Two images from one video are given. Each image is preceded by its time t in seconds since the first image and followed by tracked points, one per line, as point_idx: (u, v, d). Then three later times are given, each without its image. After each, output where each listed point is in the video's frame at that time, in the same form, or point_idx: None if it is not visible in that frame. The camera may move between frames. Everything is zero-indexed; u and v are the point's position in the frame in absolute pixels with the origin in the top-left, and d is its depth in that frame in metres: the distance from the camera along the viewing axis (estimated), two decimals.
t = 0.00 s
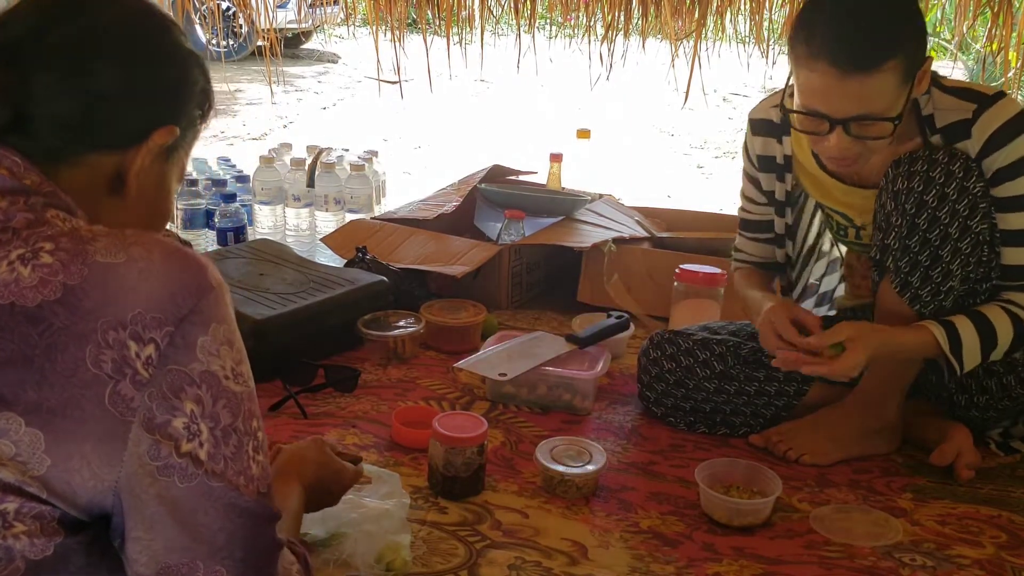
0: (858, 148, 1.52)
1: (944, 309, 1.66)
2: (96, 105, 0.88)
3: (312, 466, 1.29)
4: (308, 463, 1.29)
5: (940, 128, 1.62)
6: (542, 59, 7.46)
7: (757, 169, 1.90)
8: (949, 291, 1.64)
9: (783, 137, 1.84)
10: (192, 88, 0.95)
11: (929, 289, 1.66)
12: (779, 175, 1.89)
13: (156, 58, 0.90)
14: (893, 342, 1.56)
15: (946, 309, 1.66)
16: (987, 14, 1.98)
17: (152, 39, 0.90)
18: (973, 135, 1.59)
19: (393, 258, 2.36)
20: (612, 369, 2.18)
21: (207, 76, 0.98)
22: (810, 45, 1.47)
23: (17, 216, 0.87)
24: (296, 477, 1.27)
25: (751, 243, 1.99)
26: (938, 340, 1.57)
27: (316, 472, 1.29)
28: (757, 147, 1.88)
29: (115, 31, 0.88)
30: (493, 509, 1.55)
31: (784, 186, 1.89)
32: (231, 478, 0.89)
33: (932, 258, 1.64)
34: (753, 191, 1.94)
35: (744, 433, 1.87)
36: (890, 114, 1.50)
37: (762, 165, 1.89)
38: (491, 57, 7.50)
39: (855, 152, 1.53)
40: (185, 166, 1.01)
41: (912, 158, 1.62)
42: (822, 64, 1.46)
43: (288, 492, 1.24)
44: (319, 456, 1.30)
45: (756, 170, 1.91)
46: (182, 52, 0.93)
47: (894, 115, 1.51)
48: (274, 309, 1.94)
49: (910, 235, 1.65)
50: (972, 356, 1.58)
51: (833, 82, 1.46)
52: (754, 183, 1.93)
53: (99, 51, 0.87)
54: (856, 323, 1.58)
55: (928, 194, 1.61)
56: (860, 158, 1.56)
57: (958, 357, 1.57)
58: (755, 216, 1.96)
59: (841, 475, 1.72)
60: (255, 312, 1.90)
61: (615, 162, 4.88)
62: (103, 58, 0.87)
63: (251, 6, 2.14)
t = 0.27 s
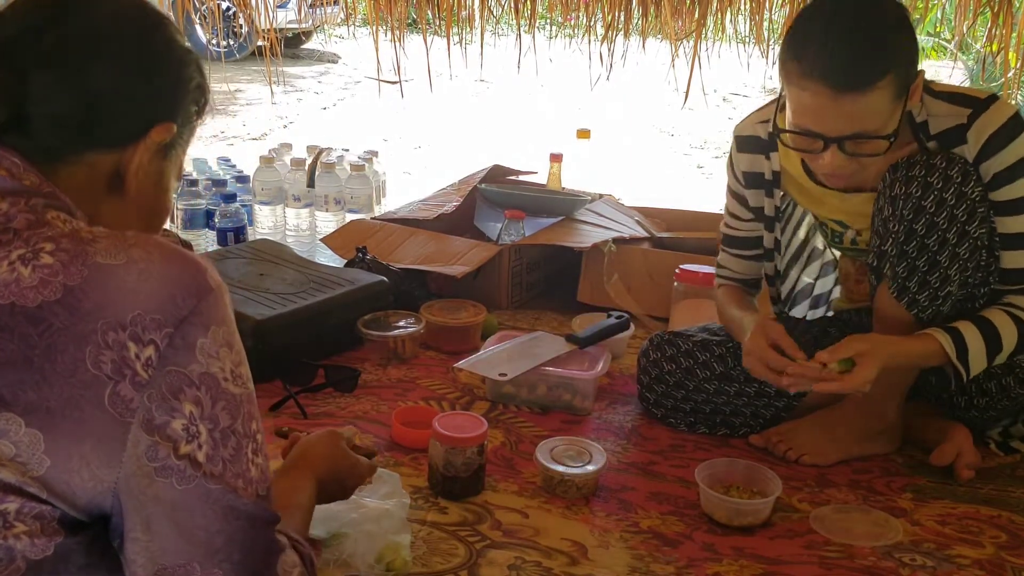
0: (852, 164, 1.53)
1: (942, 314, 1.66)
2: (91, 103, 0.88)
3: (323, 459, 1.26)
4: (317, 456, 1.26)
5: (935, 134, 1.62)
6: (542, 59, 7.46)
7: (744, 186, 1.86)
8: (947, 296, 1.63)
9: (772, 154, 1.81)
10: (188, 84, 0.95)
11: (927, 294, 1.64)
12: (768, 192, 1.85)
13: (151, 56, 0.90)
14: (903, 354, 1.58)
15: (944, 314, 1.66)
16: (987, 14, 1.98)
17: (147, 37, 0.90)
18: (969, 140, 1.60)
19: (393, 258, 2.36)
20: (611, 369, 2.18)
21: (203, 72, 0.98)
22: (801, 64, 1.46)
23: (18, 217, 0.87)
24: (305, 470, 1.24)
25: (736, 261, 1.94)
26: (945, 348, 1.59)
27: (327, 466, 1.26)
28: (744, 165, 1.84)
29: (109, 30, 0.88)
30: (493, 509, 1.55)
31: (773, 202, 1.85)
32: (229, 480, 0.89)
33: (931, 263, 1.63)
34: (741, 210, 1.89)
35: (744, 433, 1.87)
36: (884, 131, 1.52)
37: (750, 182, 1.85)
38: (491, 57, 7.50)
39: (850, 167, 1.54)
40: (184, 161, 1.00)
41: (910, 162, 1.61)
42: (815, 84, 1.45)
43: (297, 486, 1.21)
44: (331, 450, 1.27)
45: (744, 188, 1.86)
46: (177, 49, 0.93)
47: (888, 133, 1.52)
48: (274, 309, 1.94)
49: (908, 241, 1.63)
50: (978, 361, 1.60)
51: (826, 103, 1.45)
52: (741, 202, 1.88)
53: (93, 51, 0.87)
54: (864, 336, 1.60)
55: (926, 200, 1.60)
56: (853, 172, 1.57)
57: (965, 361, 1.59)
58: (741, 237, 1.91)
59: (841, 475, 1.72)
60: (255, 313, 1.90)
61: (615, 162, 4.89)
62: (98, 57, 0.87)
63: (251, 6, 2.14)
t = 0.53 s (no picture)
0: (849, 176, 1.53)
1: (942, 315, 1.66)
2: (81, 101, 0.87)
3: (333, 460, 1.24)
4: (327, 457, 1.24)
5: (933, 137, 1.63)
6: (542, 59, 7.46)
7: (738, 197, 1.83)
8: (949, 298, 1.63)
9: (765, 162, 1.79)
10: (183, 80, 0.94)
11: (927, 296, 1.64)
12: (762, 201, 1.83)
13: (144, 53, 0.90)
14: (913, 363, 1.58)
15: (944, 315, 1.66)
16: (987, 14, 1.98)
17: (139, 34, 0.89)
18: (968, 142, 1.61)
19: (393, 258, 2.36)
20: (611, 369, 2.18)
21: (197, 66, 0.97)
22: (793, 78, 1.46)
23: (15, 216, 0.87)
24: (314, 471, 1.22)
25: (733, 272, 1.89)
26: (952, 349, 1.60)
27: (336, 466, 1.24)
28: (738, 175, 1.81)
29: (100, 29, 0.88)
30: (493, 509, 1.55)
31: (768, 211, 1.84)
32: (228, 479, 0.89)
33: (932, 265, 1.62)
34: (735, 220, 1.86)
35: (744, 433, 1.87)
36: (879, 145, 1.52)
37: (744, 191, 1.83)
38: (490, 57, 7.50)
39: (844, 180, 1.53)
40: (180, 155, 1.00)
41: (910, 165, 1.61)
42: (808, 100, 1.45)
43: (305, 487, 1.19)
44: (341, 451, 1.25)
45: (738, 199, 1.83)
46: (170, 45, 0.92)
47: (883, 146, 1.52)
48: (274, 309, 1.94)
49: (909, 244, 1.63)
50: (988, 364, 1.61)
51: (818, 119, 1.45)
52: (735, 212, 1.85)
53: (84, 51, 0.87)
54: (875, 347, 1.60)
55: (926, 202, 1.60)
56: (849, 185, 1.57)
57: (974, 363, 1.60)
58: (738, 248, 1.88)
59: (841, 476, 1.72)
60: (255, 313, 1.90)
61: (615, 162, 4.89)
62: (90, 55, 0.87)
63: (251, 6, 2.14)
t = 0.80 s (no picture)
0: (842, 179, 1.52)
1: (941, 316, 1.66)
2: (75, 98, 0.87)
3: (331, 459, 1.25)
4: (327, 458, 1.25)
5: (929, 139, 1.63)
6: (542, 59, 7.46)
7: (736, 198, 1.83)
8: (948, 298, 1.63)
9: (763, 163, 1.79)
10: (177, 76, 0.94)
11: (926, 297, 1.63)
12: (760, 202, 1.83)
13: (139, 51, 0.90)
14: (907, 359, 1.59)
15: (943, 315, 1.66)
16: (987, 14, 1.98)
17: (133, 31, 0.89)
18: (965, 143, 1.61)
19: (393, 258, 2.36)
20: (611, 369, 2.18)
21: (191, 62, 0.97)
22: (788, 82, 1.46)
23: (11, 215, 0.87)
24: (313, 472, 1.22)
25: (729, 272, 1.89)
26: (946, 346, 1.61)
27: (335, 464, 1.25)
28: (736, 176, 1.81)
29: (94, 25, 0.87)
30: (493, 509, 1.55)
31: (766, 211, 1.84)
32: (225, 478, 0.89)
33: (929, 266, 1.62)
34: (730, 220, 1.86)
35: (744, 433, 1.87)
36: (872, 149, 1.52)
37: (742, 193, 1.82)
38: (491, 57, 7.50)
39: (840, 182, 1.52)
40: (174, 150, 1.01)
41: (908, 165, 1.61)
42: (803, 104, 1.45)
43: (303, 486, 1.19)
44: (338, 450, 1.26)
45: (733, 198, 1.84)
46: (164, 41, 0.92)
47: (877, 151, 1.52)
48: (274, 309, 1.95)
49: (907, 244, 1.62)
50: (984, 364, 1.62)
51: (813, 122, 1.46)
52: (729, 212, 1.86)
53: (78, 48, 0.87)
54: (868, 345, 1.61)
55: (925, 203, 1.59)
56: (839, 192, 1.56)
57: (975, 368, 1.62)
58: (736, 249, 1.88)
59: (841, 475, 1.72)
60: (255, 313, 1.90)
61: (616, 162, 4.89)
62: (84, 52, 0.87)
63: (251, 7, 2.14)
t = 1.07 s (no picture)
0: (839, 180, 1.52)
1: (940, 316, 1.65)
2: (74, 97, 0.87)
3: (326, 459, 1.25)
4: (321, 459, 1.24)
5: (928, 139, 1.63)
6: (542, 59, 7.46)
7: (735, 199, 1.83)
8: (947, 298, 1.63)
9: (761, 163, 1.78)
10: (176, 74, 0.94)
11: (925, 297, 1.64)
12: (759, 202, 1.82)
13: (138, 50, 0.90)
14: (918, 365, 1.58)
15: (942, 315, 1.66)
16: (988, 14, 1.98)
17: (132, 29, 0.89)
18: (964, 143, 1.61)
19: (393, 258, 2.36)
20: (611, 369, 2.18)
21: (190, 60, 0.97)
22: (788, 82, 1.46)
23: (11, 215, 0.87)
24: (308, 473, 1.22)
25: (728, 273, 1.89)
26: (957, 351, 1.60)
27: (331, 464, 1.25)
28: (734, 177, 1.81)
29: (94, 23, 0.87)
30: (493, 509, 1.55)
31: (766, 211, 1.83)
32: (226, 477, 0.89)
33: (928, 265, 1.62)
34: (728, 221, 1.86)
35: (744, 432, 1.87)
36: (870, 150, 1.52)
37: (741, 193, 1.82)
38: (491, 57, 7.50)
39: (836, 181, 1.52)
40: (172, 148, 1.01)
41: (906, 165, 1.61)
42: (802, 104, 1.45)
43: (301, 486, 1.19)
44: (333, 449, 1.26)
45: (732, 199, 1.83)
46: (163, 39, 0.92)
47: (874, 153, 1.52)
48: (274, 309, 1.95)
49: (905, 244, 1.63)
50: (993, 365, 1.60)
51: (813, 123, 1.46)
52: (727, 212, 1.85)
53: (77, 46, 0.87)
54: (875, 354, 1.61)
55: (923, 203, 1.60)
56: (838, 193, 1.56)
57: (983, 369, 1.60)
58: (735, 249, 1.88)
59: (841, 475, 1.72)
60: (255, 313, 1.90)
61: (616, 162, 4.88)
62: (83, 50, 0.87)
63: (251, 7, 2.14)
